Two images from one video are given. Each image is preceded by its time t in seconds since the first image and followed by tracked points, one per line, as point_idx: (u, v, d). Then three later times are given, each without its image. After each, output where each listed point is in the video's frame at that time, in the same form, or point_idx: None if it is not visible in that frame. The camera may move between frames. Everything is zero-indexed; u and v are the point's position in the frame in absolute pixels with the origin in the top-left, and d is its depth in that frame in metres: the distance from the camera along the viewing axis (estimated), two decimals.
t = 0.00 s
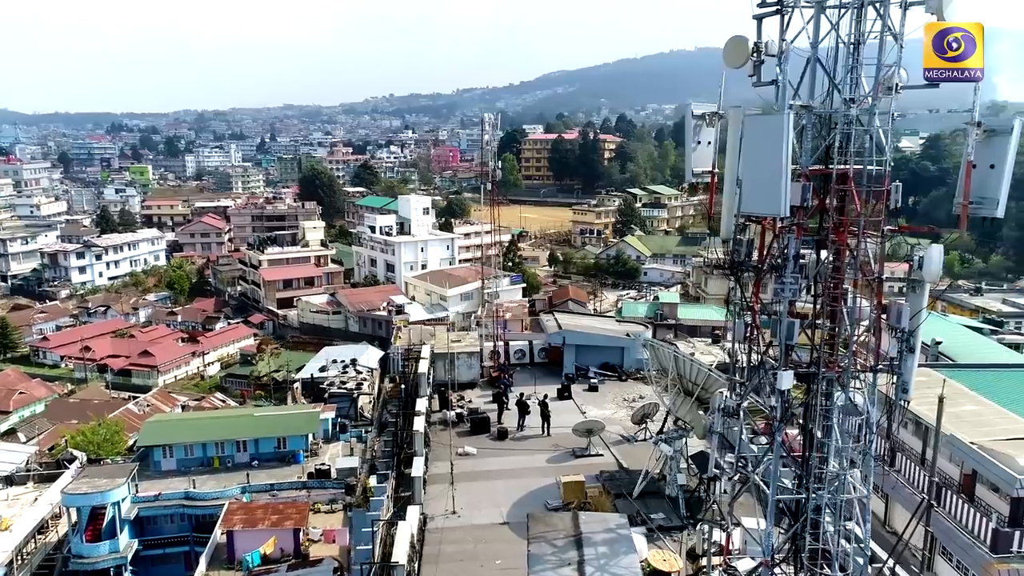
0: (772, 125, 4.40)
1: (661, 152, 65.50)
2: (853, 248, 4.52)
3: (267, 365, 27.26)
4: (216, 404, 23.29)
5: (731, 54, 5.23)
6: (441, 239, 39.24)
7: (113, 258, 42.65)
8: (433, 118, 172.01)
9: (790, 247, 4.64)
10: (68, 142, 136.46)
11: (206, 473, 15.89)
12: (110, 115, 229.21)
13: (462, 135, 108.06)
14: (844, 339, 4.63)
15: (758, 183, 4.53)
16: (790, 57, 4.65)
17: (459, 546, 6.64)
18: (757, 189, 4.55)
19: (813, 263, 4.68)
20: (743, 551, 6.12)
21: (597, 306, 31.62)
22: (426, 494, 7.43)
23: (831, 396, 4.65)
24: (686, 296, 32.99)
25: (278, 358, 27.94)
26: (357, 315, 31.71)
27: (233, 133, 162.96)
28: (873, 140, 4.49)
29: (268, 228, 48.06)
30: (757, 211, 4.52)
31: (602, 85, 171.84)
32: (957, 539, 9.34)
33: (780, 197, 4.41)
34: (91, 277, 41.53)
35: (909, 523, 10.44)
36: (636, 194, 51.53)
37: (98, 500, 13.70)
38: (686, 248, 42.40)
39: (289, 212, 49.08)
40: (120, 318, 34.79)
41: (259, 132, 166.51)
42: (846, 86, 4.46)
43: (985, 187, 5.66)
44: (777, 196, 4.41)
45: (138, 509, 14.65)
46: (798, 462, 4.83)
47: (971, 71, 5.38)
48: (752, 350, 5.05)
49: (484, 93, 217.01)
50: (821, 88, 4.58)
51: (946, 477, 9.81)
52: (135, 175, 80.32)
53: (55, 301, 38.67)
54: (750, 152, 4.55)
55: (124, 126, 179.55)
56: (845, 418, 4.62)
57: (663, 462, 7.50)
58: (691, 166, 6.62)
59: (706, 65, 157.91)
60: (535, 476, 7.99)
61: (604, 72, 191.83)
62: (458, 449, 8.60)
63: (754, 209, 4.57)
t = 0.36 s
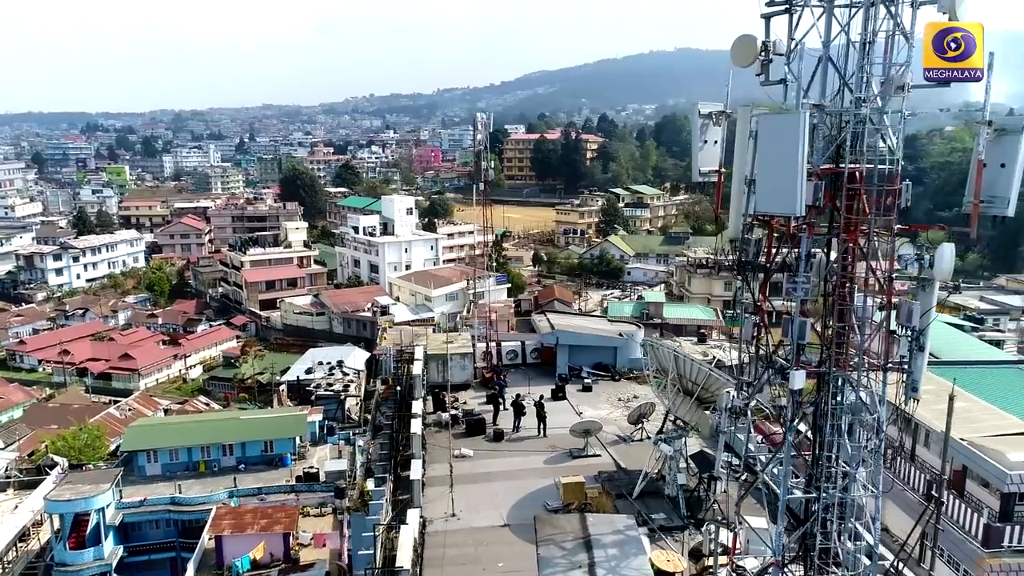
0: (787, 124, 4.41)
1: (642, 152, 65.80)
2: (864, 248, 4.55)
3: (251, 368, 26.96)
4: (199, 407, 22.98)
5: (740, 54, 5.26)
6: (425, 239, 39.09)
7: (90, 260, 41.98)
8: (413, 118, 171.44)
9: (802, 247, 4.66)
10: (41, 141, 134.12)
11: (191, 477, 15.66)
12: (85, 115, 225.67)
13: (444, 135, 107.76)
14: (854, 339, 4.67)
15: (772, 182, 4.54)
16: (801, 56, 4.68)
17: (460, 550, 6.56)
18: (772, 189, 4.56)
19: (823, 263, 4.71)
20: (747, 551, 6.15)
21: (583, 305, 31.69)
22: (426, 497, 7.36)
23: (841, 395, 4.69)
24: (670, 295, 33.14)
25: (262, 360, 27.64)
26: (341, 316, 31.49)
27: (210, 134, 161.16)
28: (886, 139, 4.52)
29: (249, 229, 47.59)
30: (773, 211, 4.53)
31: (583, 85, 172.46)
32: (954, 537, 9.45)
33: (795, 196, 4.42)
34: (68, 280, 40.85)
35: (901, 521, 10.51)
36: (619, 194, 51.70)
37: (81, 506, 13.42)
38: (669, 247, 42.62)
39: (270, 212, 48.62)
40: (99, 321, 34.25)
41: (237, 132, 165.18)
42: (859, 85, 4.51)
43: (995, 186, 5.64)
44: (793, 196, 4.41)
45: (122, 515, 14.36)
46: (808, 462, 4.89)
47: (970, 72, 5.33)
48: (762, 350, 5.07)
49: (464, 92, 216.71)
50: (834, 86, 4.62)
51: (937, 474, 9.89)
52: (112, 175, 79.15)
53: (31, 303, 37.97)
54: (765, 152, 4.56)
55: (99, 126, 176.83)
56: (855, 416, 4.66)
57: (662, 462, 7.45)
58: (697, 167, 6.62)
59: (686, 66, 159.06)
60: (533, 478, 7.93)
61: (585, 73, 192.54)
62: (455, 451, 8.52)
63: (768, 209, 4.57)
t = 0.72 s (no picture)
0: (805, 123, 4.41)
1: (624, 151, 66.08)
2: (874, 247, 4.56)
3: (235, 370, 26.66)
4: (183, 411, 22.65)
5: (749, 55, 5.31)
6: (409, 240, 38.90)
7: (68, 261, 41.28)
8: (394, 117, 170.83)
9: (815, 245, 4.66)
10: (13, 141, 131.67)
11: (177, 482, 15.44)
12: (59, 114, 221.98)
13: (426, 135, 107.45)
14: (866, 335, 4.68)
15: (789, 181, 4.53)
16: (814, 55, 4.73)
17: (461, 553, 6.50)
18: (788, 187, 4.55)
19: (835, 261, 4.71)
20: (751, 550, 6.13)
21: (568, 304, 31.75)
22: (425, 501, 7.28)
23: (852, 393, 4.68)
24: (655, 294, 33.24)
25: (246, 362, 27.33)
26: (326, 317, 31.28)
27: (188, 134, 159.28)
28: (897, 136, 4.56)
29: (230, 229, 47.08)
30: (790, 210, 4.51)
31: (564, 86, 172.95)
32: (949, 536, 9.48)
33: (812, 194, 4.42)
34: (45, 282, 40.14)
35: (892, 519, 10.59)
36: (602, 194, 51.84)
37: (65, 513, 13.18)
38: (653, 246, 42.80)
39: (251, 213, 48.08)
40: (78, 324, 33.70)
41: (216, 132, 163.34)
42: (870, 86, 4.57)
43: (1006, 185, 5.61)
44: (811, 194, 4.41)
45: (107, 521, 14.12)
46: (820, 462, 4.86)
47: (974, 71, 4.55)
48: (772, 349, 5.06)
49: (446, 92, 216.31)
50: (847, 87, 4.66)
51: (928, 471, 10.00)
52: (88, 175, 77.94)
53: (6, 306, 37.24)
54: (780, 151, 4.57)
55: (74, 125, 174.00)
56: (866, 415, 4.66)
57: (662, 462, 7.43)
58: (704, 167, 6.61)
59: (667, 66, 160.01)
60: (532, 479, 7.87)
61: (566, 73, 193.16)
62: (453, 453, 8.44)
63: (785, 207, 4.57)
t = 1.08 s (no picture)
0: (825, 122, 4.42)
1: (608, 151, 66.30)
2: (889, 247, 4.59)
3: (221, 372, 26.34)
4: (169, 414, 22.35)
5: (762, 55, 5.33)
6: (395, 240, 38.69)
7: (48, 263, 40.59)
8: (377, 117, 170.22)
9: (830, 245, 4.68)
10: None
11: (164, 487, 15.23)
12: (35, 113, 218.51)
13: (409, 134, 107.13)
14: (879, 336, 4.72)
15: (808, 180, 4.53)
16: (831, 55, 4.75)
17: (466, 557, 6.44)
18: (807, 186, 4.55)
19: (849, 262, 4.74)
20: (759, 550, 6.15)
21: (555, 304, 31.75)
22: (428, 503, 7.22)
23: (864, 393, 4.71)
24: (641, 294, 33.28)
25: (232, 364, 27.02)
26: (312, 319, 31.02)
27: (168, 134, 157.46)
28: (911, 135, 4.60)
29: (213, 230, 46.59)
30: (808, 211, 4.52)
31: (547, 86, 173.31)
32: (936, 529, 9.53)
33: (832, 194, 4.43)
34: (24, 284, 39.45)
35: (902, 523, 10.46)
36: (587, 193, 51.90)
37: (51, 520, 12.92)
38: (639, 246, 42.93)
39: (234, 215, 47.52)
40: (59, 327, 33.17)
41: (196, 132, 161.67)
42: (887, 86, 4.60)
43: (1019, 185, 5.65)
44: (831, 194, 4.41)
45: (93, 527, 13.83)
46: (833, 462, 4.88)
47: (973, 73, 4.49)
48: (784, 349, 5.09)
49: (428, 92, 215.81)
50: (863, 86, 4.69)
51: (922, 467, 10.05)
52: (66, 176, 76.79)
53: None
54: (798, 151, 4.58)
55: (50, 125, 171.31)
56: (880, 415, 4.69)
57: (664, 463, 7.41)
58: (714, 167, 6.59)
59: (649, 66, 160.85)
60: (533, 481, 7.82)
61: (548, 74, 193.54)
62: (453, 456, 8.38)
63: (803, 207, 4.57)
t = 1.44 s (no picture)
0: (845, 122, 4.43)
1: (593, 151, 66.45)
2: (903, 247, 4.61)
3: (207, 374, 26.04)
4: (155, 417, 22.06)
5: (775, 55, 5.34)
6: (382, 241, 38.49)
7: (28, 265, 39.93)
8: (360, 117, 169.44)
9: (846, 245, 4.70)
10: None
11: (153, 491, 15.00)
12: (11, 112, 215.14)
13: (393, 134, 106.79)
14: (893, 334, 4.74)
15: (827, 180, 4.54)
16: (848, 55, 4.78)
17: (470, 561, 6.38)
18: (825, 186, 4.57)
19: (864, 261, 4.75)
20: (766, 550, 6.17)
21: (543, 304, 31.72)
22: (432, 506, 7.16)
23: (879, 393, 4.73)
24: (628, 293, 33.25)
25: (219, 366, 26.72)
26: (299, 320, 30.78)
27: (148, 134, 155.71)
28: (925, 135, 4.64)
29: (197, 231, 46.11)
30: (826, 211, 4.54)
31: (531, 86, 173.57)
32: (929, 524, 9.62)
33: (850, 194, 4.45)
34: (4, 286, 38.80)
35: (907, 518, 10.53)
36: (574, 193, 51.95)
37: (37, 526, 12.71)
38: (626, 245, 43.05)
39: (217, 216, 47.01)
40: (40, 329, 32.67)
41: (177, 132, 160.02)
42: (903, 86, 4.62)
43: None
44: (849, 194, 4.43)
45: (80, 534, 13.44)
46: (847, 462, 4.90)
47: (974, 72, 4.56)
48: (797, 348, 5.08)
49: (412, 92, 215.22)
50: (878, 85, 4.71)
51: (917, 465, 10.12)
52: (45, 176, 75.64)
53: None
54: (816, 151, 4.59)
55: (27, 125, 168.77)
56: (893, 414, 4.72)
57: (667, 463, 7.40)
58: (724, 166, 6.58)
59: (632, 66, 161.52)
60: (534, 483, 7.77)
61: (532, 74, 193.75)
62: (453, 458, 8.31)
63: (821, 207, 4.58)
